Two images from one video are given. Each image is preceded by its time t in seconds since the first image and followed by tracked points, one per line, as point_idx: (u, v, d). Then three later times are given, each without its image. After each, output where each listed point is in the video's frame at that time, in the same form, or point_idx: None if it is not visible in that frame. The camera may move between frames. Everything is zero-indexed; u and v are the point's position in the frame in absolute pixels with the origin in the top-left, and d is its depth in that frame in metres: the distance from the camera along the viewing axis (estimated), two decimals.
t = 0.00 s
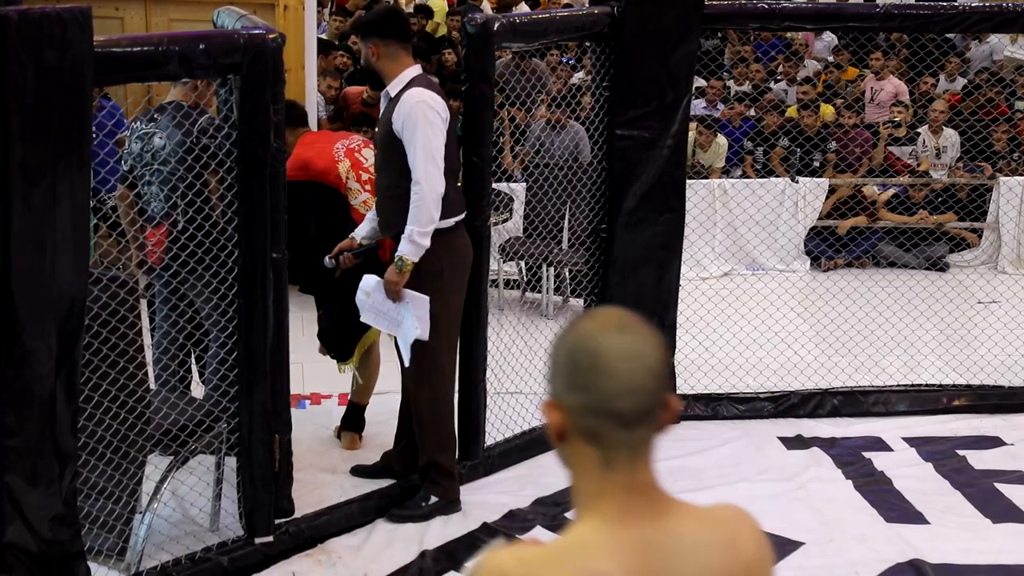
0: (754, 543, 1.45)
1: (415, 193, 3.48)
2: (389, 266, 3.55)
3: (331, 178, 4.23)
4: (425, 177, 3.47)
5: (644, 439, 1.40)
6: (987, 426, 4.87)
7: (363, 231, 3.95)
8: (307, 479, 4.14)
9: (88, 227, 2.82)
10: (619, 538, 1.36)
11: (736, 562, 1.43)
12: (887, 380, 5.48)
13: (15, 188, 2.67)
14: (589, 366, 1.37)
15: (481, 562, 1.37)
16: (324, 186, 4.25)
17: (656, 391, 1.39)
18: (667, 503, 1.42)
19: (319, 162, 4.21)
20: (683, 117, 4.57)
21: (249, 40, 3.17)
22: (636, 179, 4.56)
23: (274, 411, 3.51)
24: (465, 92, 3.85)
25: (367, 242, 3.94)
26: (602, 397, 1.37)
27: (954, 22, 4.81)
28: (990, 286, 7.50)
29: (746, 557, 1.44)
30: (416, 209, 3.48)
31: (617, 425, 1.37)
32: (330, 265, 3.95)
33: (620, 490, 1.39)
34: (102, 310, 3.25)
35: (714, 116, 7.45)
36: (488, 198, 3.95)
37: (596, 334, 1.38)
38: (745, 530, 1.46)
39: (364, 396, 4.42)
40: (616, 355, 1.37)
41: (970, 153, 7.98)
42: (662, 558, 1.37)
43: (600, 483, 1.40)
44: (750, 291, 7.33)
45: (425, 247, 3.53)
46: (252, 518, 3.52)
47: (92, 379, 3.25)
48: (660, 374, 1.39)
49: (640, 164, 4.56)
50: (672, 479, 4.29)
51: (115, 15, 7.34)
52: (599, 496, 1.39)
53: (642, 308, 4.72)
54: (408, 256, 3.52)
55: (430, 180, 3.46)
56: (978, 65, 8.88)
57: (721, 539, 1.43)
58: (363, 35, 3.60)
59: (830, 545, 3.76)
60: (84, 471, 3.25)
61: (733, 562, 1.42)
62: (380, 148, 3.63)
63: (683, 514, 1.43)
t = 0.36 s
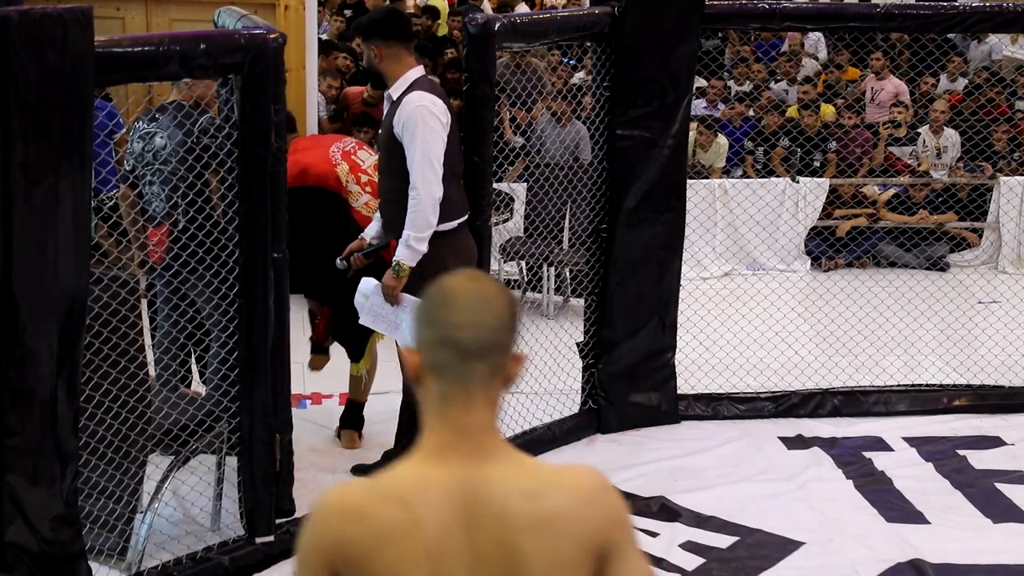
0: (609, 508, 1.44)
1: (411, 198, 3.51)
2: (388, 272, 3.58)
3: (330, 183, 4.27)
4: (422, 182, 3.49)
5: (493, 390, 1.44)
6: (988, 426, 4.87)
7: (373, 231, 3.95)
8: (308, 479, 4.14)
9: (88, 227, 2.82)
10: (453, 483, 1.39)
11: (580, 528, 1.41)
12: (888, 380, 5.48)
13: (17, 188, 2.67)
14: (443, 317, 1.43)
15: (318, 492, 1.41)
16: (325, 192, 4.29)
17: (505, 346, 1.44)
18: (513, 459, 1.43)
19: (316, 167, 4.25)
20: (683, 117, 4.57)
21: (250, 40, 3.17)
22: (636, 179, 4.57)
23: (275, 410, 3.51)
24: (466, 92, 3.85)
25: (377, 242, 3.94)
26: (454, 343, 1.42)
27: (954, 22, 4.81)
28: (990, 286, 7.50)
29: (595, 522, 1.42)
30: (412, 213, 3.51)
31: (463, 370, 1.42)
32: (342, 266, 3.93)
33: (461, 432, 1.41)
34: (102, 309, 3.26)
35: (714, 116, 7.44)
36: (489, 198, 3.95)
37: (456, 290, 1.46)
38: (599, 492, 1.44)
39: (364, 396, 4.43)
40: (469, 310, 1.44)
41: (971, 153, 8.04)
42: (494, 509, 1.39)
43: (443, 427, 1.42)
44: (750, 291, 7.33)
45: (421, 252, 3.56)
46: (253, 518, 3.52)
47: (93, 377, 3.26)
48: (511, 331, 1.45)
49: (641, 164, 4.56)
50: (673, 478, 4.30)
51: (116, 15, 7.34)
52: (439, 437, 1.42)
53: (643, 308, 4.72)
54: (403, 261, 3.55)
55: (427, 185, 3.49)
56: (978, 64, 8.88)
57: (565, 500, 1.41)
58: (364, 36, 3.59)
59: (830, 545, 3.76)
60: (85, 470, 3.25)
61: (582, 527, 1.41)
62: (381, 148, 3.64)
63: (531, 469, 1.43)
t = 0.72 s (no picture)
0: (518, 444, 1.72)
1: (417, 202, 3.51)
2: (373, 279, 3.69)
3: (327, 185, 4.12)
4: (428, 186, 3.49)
5: (431, 338, 1.75)
6: (989, 426, 4.87)
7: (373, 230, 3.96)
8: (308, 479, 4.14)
9: (89, 227, 2.82)
10: (384, 411, 1.72)
11: (490, 459, 1.70)
12: (888, 380, 5.48)
13: (17, 189, 2.67)
14: (395, 274, 1.75)
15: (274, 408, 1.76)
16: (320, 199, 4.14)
17: (447, 303, 1.75)
18: (440, 396, 1.74)
19: (311, 175, 4.09)
20: (684, 117, 4.57)
21: (251, 40, 3.17)
22: (637, 179, 4.57)
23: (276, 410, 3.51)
24: (468, 93, 3.85)
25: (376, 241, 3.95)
26: (401, 295, 1.73)
27: (956, 22, 4.80)
28: (991, 286, 7.50)
29: (503, 455, 1.70)
30: (418, 217, 3.50)
31: (407, 319, 1.73)
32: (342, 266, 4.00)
33: (396, 370, 1.73)
34: (103, 309, 3.26)
35: (715, 116, 7.43)
36: (489, 198, 3.95)
37: (409, 255, 1.77)
38: (511, 431, 1.72)
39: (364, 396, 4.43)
40: (418, 270, 1.74)
41: (971, 154, 8.01)
42: (412, 438, 1.71)
43: (383, 364, 1.74)
44: (750, 291, 7.33)
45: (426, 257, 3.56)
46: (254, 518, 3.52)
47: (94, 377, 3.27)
48: (453, 292, 1.76)
49: (641, 164, 4.56)
50: (673, 479, 4.30)
51: (116, 15, 7.35)
52: (380, 372, 1.74)
53: (643, 309, 4.72)
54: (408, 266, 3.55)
55: (434, 190, 3.49)
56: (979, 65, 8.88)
57: (473, 434, 1.71)
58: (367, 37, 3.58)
59: (831, 545, 3.76)
60: (86, 470, 3.25)
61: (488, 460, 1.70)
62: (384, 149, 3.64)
63: (452, 407, 1.73)
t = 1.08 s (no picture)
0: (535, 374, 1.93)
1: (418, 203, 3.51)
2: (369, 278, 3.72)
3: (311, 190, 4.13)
4: (429, 187, 3.49)
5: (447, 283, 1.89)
6: (989, 426, 4.87)
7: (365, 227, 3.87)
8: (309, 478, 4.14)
9: (89, 227, 2.83)
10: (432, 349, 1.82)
11: (519, 388, 1.89)
12: (889, 380, 5.48)
13: (18, 189, 2.67)
14: (413, 223, 1.85)
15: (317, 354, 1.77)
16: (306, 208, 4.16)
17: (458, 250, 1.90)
18: (469, 335, 1.89)
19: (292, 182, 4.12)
20: (684, 118, 4.57)
21: (251, 40, 3.18)
22: (637, 179, 4.57)
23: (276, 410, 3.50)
24: (468, 93, 3.85)
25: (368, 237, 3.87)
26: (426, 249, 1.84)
27: (956, 22, 4.80)
28: (991, 286, 7.50)
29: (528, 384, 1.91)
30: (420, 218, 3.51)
31: (433, 263, 1.85)
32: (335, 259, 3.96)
33: (430, 311, 1.84)
34: (103, 310, 3.26)
35: (715, 116, 7.47)
36: (489, 198, 3.94)
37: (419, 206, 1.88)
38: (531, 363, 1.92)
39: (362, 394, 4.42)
40: (435, 220, 1.87)
41: (971, 154, 8.01)
42: (459, 373, 1.83)
43: (416, 309, 1.83)
44: (750, 291, 7.32)
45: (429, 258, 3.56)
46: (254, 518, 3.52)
47: (94, 377, 3.27)
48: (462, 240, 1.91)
49: (642, 164, 4.56)
50: (674, 478, 4.30)
51: (117, 15, 7.38)
52: (416, 315, 1.83)
53: (643, 309, 4.72)
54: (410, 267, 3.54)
55: (435, 189, 3.49)
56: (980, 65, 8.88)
57: (507, 365, 1.88)
58: (363, 39, 3.58)
59: (832, 545, 3.76)
60: (87, 470, 3.25)
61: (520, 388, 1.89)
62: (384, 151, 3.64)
63: (484, 343, 1.88)
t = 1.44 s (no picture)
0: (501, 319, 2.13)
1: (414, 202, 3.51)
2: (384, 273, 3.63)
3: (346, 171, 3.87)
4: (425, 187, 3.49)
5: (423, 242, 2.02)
6: (990, 426, 4.87)
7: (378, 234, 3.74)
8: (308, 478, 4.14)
9: (89, 227, 2.83)
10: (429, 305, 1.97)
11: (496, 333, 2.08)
12: (889, 380, 5.48)
13: (18, 189, 2.67)
14: (391, 188, 1.96)
15: (329, 323, 1.85)
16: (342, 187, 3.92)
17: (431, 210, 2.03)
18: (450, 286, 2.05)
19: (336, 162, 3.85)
20: (684, 118, 4.58)
21: (252, 39, 3.18)
22: (637, 179, 4.57)
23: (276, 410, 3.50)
24: (468, 92, 3.85)
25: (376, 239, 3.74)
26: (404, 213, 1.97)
27: (957, 22, 4.80)
28: (991, 286, 7.50)
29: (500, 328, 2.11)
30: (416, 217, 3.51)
31: (411, 223, 1.98)
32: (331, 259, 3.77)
33: (415, 269, 1.99)
34: (103, 310, 3.26)
35: (715, 116, 7.48)
36: (489, 197, 3.94)
37: (392, 169, 1.99)
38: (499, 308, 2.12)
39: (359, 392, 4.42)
40: (411, 181, 1.98)
41: (971, 153, 8.00)
42: (454, 324, 1.99)
43: (405, 269, 1.97)
44: (751, 291, 7.32)
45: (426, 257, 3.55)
46: (254, 518, 3.52)
47: (94, 377, 3.26)
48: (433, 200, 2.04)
49: (642, 164, 4.56)
50: (674, 478, 4.30)
51: (117, 15, 7.42)
52: (404, 275, 1.96)
53: (643, 308, 4.72)
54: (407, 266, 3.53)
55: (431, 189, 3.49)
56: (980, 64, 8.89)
57: (489, 311, 2.06)
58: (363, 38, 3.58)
59: (832, 545, 3.76)
60: (87, 470, 3.25)
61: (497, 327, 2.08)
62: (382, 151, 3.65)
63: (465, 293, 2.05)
